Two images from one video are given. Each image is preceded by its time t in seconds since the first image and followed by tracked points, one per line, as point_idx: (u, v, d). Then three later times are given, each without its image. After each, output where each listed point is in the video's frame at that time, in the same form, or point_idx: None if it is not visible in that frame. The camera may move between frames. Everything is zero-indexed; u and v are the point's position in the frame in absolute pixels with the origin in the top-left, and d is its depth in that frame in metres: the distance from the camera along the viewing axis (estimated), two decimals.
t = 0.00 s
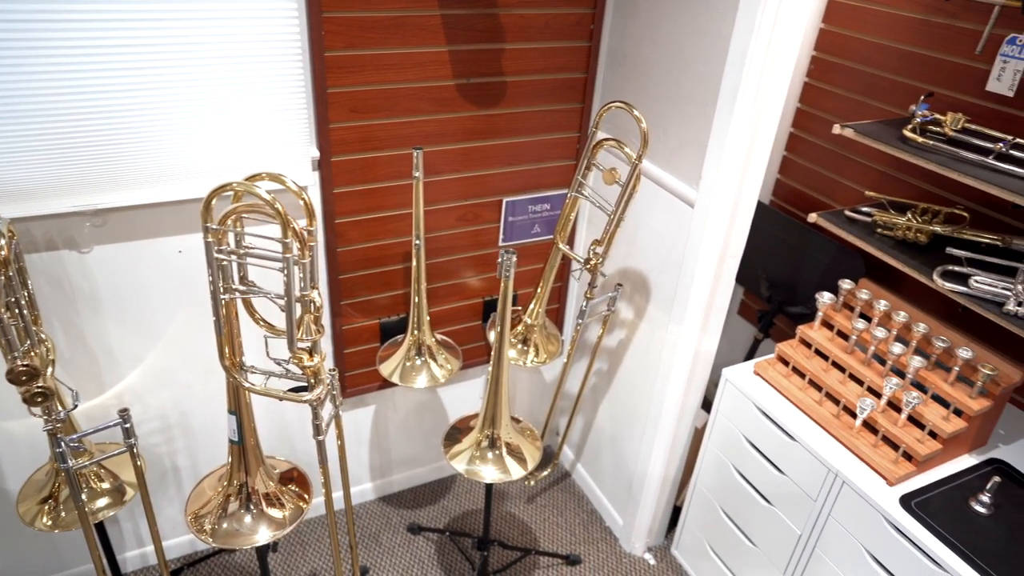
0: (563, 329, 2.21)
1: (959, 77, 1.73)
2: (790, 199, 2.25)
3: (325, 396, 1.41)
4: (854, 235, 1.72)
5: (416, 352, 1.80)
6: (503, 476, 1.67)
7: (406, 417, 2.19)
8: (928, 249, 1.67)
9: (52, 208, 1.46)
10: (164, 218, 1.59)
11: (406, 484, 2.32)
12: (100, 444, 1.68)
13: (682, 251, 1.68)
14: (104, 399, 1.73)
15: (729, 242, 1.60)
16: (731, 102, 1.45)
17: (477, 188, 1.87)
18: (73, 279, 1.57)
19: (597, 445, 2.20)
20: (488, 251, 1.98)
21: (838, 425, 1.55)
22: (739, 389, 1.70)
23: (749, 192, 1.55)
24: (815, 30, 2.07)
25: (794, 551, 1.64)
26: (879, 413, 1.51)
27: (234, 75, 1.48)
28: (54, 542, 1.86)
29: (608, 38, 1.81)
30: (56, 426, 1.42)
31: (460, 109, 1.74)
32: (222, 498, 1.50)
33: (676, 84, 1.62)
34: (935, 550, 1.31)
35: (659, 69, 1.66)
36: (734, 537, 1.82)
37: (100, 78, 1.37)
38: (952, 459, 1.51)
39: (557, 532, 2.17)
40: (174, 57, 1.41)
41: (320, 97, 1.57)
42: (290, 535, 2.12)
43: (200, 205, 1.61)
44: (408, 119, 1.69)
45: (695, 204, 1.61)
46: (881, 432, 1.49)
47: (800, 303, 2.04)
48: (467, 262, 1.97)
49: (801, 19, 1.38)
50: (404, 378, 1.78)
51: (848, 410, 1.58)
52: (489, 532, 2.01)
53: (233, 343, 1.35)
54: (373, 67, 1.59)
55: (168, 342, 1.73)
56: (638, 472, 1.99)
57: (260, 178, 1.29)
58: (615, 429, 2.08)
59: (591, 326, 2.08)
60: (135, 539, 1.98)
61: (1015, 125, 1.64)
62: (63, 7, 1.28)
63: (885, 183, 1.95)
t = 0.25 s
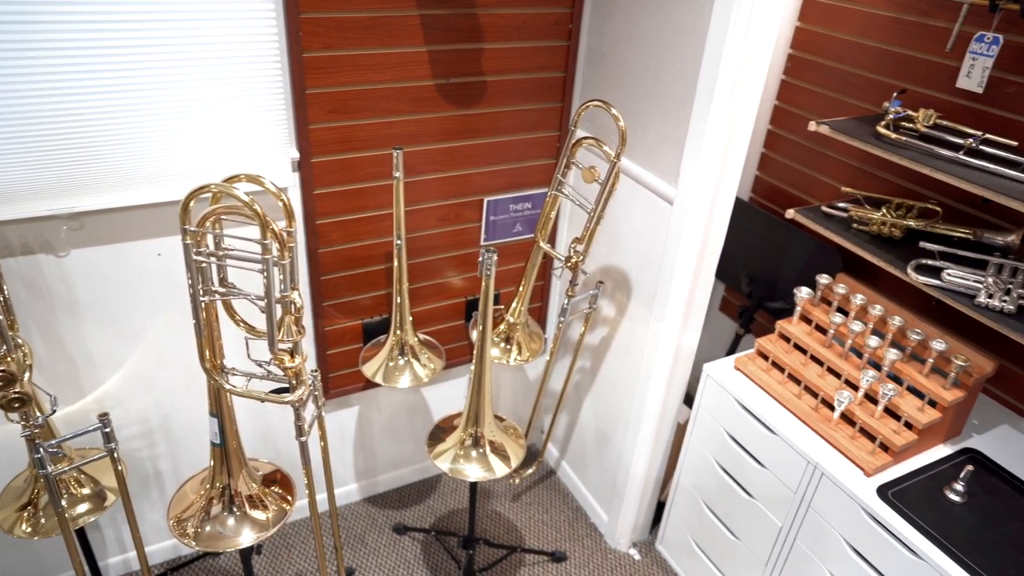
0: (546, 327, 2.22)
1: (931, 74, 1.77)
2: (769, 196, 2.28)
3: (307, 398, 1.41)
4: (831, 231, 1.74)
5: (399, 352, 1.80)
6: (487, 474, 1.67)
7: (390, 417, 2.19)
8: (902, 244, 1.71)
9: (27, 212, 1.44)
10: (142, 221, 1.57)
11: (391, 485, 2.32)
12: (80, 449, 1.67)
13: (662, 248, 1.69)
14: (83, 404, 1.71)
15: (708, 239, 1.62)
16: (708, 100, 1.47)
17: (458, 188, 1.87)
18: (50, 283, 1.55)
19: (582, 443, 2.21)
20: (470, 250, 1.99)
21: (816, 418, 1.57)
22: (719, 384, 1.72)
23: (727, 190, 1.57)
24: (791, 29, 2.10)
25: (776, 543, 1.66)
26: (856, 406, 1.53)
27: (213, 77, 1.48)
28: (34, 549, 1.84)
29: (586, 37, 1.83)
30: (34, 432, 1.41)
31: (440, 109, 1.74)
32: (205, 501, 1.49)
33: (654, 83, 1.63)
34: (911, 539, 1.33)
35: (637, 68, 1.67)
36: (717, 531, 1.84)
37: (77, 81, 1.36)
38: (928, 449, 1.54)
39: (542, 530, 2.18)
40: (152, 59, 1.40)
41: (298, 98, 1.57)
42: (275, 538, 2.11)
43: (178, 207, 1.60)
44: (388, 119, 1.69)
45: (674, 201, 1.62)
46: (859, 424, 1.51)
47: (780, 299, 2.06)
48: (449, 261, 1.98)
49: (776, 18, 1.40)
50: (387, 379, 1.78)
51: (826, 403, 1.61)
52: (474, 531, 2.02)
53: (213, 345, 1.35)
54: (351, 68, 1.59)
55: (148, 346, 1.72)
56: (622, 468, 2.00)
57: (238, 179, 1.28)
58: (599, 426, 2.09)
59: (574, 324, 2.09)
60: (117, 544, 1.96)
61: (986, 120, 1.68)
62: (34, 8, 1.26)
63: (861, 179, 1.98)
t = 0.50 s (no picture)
0: (529, 338, 2.22)
1: (900, 83, 1.81)
2: (746, 204, 2.30)
3: (286, 414, 1.40)
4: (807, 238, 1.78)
5: (381, 366, 1.80)
6: (471, 487, 1.67)
7: (373, 432, 2.17)
8: (876, 249, 1.74)
9: None
10: (118, 238, 1.55)
11: (376, 500, 2.30)
12: (55, 471, 1.63)
13: (642, 257, 1.70)
14: (60, 425, 1.68)
15: (686, 247, 1.63)
16: (682, 110, 1.49)
17: (437, 200, 1.87)
18: (24, 302, 1.52)
19: (566, 454, 2.21)
20: (451, 263, 1.99)
21: (796, 424, 1.59)
22: (701, 391, 1.73)
23: (704, 198, 1.59)
24: (764, 39, 2.13)
25: (760, 549, 1.67)
26: (835, 410, 1.55)
27: (187, 90, 1.47)
28: None
29: (563, 49, 1.84)
30: (7, 455, 1.38)
31: (418, 122, 1.75)
32: (184, 522, 1.47)
33: (630, 94, 1.65)
34: (891, 543, 1.35)
35: (613, 79, 1.69)
36: (702, 539, 1.84)
37: (49, 95, 1.35)
38: (906, 452, 1.56)
39: (528, 542, 2.17)
40: (124, 73, 1.39)
41: (275, 112, 1.57)
42: (257, 557, 2.08)
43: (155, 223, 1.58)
44: (366, 132, 1.69)
45: (652, 210, 1.64)
46: (838, 429, 1.53)
47: (759, 306, 2.08)
48: (430, 274, 1.97)
49: (747, 29, 1.42)
50: (369, 393, 1.77)
51: (806, 409, 1.62)
52: (459, 545, 2.01)
53: (191, 363, 1.33)
54: (328, 82, 1.59)
55: (125, 364, 1.70)
56: (607, 478, 2.00)
57: (214, 196, 1.27)
58: (583, 436, 2.09)
59: (555, 334, 2.10)
60: (95, 568, 1.92)
61: (954, 127, 1.72)
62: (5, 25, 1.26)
63: (835, 186, 2.01)
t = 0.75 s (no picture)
0: (510, 370, 2.21)
1: (867, 112, 1.85)
2: (723, 232, 2.33)
3: (261, 454, 1.37)
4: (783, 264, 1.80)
5: (359, 402, 1.77)
6: (452, 525, 1.63)
7: (353, 470, 2.13)
8: (850, 274, 1.76)
9: None
10: (88, 277, 1.52)
11: (356, 541, 2.24)
12: (20, 521, 1.57)
13: (619, 287, 1.71)
14: (25, 473, 1.62)
15: (664, 277, 1.64)
16: (655, 142, 1.51)
17: (415, 234, 1.87)
18: None
19: (550, 487, 2.17)
20: (430, 296, 1.98)
21: (779, 451, 1.58)
22: (683, 421, 1.72)
23: (679, 228, 1.60)
24: (734, 70, 2.18)
25: None
26: (817, 437, 1.55)
27: (158, 127, 1.46)
28: None
29: (537, 83, 1.87)
30: None
31: (394, 156, 1.75)
32: (154, 571, 1.42)
33: (603, 126, 1.67)
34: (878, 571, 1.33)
35: (587, 112, 1.71)
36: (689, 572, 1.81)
37: (16, 135, 1.33)
38: (889, 477, 1.55)
39: None
40: (94, 110, 1.38)
41: (249, 148, 1.56)
42: None
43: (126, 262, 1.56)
44: (342, 167, 1.69)
45: (628, 240, 1.65)
46: (820, 456, 1.52)
47: (739, 333, 2.10)
48: (409, 307, 1.96)
49: (715, 61, 1.45)
50: (348, 431, 1.74)
51: (788, 436, 1.61)
52: None
53: (161, 405, 1.30)
54: (303, 117, 1.59)
55: (95, 406, 1.65)
56: (591, 511, 1.97)
57: (184, 233, 1.25)
58: (566, 469, 2.06)
59: (536, 366, 2.09)
60: None
61: (920, 154, 1.76)
62: None
63: (808, 214, 2.04)
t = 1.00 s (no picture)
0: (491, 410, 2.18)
1: (836, 146, 1.89)
2: (701, 266, 2.35)
3: (233, 504, 1.33)
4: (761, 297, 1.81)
5: (337, 447, 1.73)
6: (434, 572, 1.59)
7: (332, 517, 2.07)
8: (828, 306, 1.77)
9: None
10: (56, 325, 1.49)
11: None
12: None
13: (599, 323, 1.70)
14: None
15: (642, 313, 1.64)
16: (630, 178, 1.53)
17: (392, 273, 1.86)
18: None
19: (534, 529, 2.13)
20: (409, 336, 1.96)
21: (764, 486, 1.56)
22: (667, 457, 1.70)
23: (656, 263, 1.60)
24: (706, 108, 2.22)
25: None
26: (801, 471, 1.53)
27: (130, 172, 1.45)
28: None
29: (512, 123, 1.89)
30: None
31: (370, 197, 1.75)
32: None
33: (578, 164, 1.69)
34: None
35: (562, 150, 1.73)
36: None
37: None
38: (875, 511, 1.54)
39: None
40: (63, 154, 1.37)
41: (223, 191, 1.55)
42: None
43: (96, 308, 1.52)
44: (318, 208, 1.69)
45: (605, 275, 1.65)
46: (805, 490, 1.51)
47: (721, 367, 2.11)
48: (388, 348, 1.94)
49: (686, 100, 1.48)
50: (325, 476, 1.69)
51: (772, 471, 1.60)
52: None
53: (128, 456, 1.26)
54: (277, 159, 1.59)
55: (62, 458, 1.60)
56: (577, 553, 1.93)
57: (154, 278, 1.23)
58: (551, 510, 2.02)
59: (517, 405, 2.06)
60: None
61: (890, 186, 1.79)
62: None
63: (784, 246, 2.06)
